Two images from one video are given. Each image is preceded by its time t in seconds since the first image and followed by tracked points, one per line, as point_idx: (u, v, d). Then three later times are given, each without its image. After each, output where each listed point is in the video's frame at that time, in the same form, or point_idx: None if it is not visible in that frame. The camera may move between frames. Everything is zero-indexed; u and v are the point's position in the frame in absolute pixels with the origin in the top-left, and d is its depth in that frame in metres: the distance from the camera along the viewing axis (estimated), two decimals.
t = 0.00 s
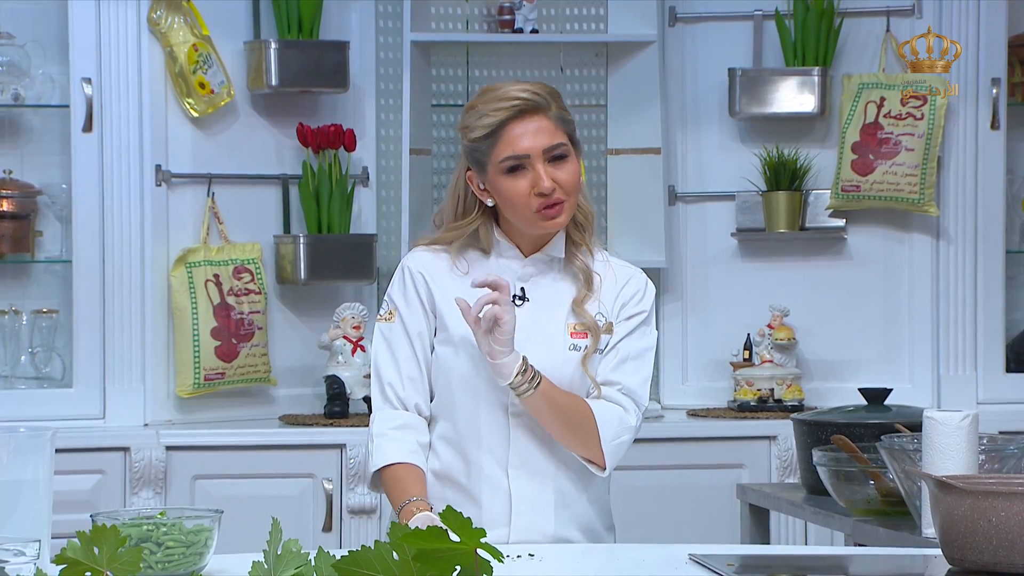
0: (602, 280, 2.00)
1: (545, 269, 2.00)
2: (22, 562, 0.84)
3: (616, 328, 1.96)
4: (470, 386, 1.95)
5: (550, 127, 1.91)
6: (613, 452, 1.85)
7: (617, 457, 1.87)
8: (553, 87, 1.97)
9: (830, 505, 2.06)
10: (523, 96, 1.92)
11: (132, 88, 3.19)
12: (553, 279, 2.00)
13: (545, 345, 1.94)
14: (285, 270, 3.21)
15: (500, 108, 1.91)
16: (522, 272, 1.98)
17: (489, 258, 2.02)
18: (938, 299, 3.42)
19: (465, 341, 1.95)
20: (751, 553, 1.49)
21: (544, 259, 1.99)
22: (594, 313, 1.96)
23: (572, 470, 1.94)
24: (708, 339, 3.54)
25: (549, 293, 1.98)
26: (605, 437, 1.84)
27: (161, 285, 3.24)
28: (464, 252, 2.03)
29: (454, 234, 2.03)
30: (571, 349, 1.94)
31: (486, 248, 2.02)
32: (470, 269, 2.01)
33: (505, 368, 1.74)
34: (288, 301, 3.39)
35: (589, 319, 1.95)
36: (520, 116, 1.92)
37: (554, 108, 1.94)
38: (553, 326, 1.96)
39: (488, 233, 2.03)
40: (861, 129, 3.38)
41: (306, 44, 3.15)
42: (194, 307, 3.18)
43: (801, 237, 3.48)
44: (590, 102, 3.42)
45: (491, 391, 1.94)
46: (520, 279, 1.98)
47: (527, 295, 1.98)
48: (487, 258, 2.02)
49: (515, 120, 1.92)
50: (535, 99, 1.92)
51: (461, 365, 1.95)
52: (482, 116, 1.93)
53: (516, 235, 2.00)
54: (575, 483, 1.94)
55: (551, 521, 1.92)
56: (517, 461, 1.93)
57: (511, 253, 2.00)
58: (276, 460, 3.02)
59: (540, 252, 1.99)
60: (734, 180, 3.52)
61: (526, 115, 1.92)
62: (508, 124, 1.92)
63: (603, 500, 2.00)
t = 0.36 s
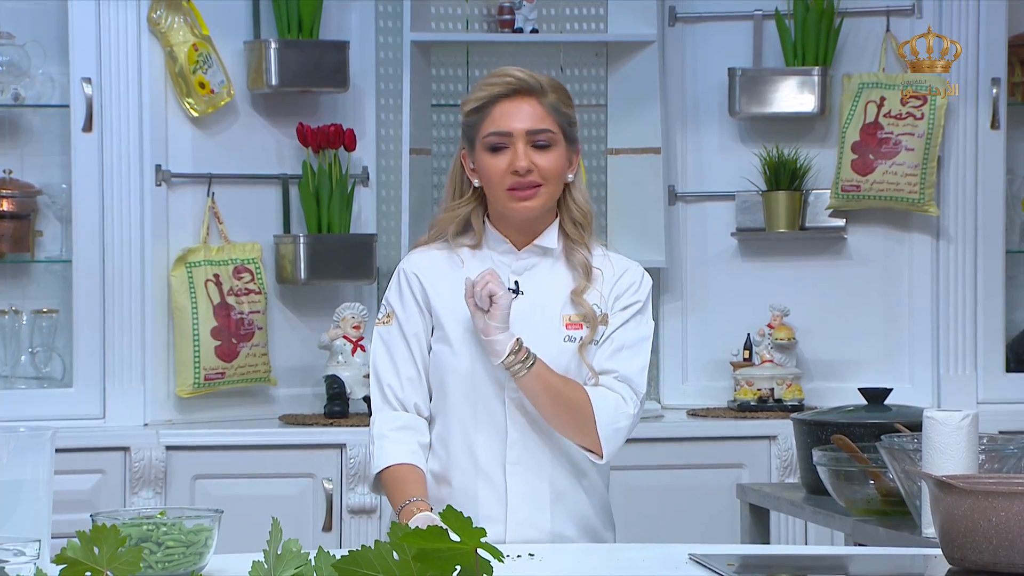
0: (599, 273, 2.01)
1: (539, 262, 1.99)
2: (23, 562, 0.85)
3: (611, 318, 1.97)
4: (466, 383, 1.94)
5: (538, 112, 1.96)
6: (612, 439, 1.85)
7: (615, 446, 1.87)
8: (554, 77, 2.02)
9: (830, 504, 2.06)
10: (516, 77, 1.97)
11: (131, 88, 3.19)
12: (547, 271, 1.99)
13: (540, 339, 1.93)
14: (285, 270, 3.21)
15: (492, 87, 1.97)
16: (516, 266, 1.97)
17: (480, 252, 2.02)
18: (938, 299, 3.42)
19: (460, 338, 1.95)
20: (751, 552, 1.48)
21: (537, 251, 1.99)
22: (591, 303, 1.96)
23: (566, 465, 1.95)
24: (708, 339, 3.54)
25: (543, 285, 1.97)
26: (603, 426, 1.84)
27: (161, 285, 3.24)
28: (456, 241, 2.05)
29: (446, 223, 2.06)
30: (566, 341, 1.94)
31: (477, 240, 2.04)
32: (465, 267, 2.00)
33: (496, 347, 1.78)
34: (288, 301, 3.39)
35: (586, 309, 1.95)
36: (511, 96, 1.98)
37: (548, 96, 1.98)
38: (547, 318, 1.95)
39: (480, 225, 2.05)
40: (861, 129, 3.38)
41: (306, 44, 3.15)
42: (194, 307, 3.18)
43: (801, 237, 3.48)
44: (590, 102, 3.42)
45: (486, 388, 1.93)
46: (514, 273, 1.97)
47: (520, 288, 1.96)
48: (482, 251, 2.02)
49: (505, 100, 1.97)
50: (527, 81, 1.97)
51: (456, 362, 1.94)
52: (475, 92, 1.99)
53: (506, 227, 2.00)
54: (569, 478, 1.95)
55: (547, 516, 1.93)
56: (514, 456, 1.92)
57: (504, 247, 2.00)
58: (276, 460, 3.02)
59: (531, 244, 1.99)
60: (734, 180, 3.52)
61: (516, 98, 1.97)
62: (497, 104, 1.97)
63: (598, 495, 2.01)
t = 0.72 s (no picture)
0: (579, 271, 2.00)
1: (523, 261, 2.00)
2: (23, 562, 0.85)
3: (598, 310, 1.96)
4: (456, 386, 1.95)
5: (505, 125, 1.95)
6: (604, 427, 1.82)
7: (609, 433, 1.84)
8: (533, 88, 1.99)
9: (830, 504, 2.06)
10: (488, 89, 1.95)
11: (131, 88, 3.19)
12: (530, 271, 2.00)
13: (523, 337, 1.95)
14: (285, 270, 3.21)
15: (464, 96, 1.97)
16: (499, 267, 1.99)
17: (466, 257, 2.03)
18: (938, 298, 3.42)
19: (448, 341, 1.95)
20: (751, 552, 1.48)
21: (521, 251, 2.00)
22: (571, 302, 1.96)
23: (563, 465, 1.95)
24: (708, 339, 3.54)
25: (527, 284, 1.98)
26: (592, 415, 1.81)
27: (161, 285, 3.24)
28: (445, 247, 2.06)
29: (437, 222, 2.08)
30: (550, 336, 1.96)
31: (464, 245, 2.04)
32: (456, 272, 2.01)
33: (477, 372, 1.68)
34: (287, 300, 3.39)
35: (565, 310, 1.95)
36: (483, 107, 1.97)
37: (519, 109, 1.96)
38: (531, 317, 1.96)
39: (468, 229, 2.05)
40: (861, 129, 3.38)
41: (306, 44, 3.15)
42: (194, 307, 3.18)
43: (801, 237, 3.48)
44: (590, 102, 3.42)
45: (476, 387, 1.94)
46: (497, 273, 1.99)
47: (505, 288, 1.98)
48: (465, 258, 2.03)
49: (475, 111, 1.97)
50: (499, 93, 1.95)
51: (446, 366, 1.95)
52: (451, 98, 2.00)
53: (490, 232, 2.02)
54: (568, 475, 1.95)
55: (543, 513, 1.93)
56: (505, 455, 1.93)
57: (487, 250, 2.01)
58: (276, 459, 3.02)
59: (513, 244, 2.01)
60: (734, 180, 3.52)
61: (487, 108, 1.97)
62: (469, 113, 1.98)
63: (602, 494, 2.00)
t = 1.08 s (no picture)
0: (575, 271, 2.00)
1: (518, 261, 2.01)
2: (23, 562, 0.85)
3: (597, 307, 1.96)
4: (455, 388, 1.95)
5: (504, 126, 1.95)
6: (609, 418, 1.82)
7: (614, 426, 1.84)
8: (534, 92, 1.99)
9: (830, 504, 2.06)
10: (490, 90, 1.96)
11: (131, 88, 3.19)
12: (525, 271, 2.00)
13: (521, 337, 1.95)
14: (285, 270, 3.21)
15: (465, 95, 1.97)
16: (494, 268, 2.00)
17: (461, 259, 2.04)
18: (938, 298, 3.42)
19: (445, 343, 1.96)
20: (751, 552, 1.48)
21: (516, 251, 2.01)
22: (568, 301, 1.96)
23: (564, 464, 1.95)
24: (708, 339, 3.54)
25: (523, 284, 1.99)
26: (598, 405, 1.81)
27: (161, 285, 3.24)
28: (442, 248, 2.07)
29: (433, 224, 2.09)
30: (549, 335, 1.96)
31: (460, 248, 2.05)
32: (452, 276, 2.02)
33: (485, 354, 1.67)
34: (288, 300, 3.39)
35: (561, 310, 1.95)
36: (483, 107, 1.96)
37: (519, 111, 1.96)
38: (528, 317, 1.97)
39: (462, 231, 2.06)
40: (861, 129, 3.38)
41: (306, 43, 3.15)
42: (194, 306, 3.18)
43: (801, 236, 3.48)
44: (590, 102, 3.42)
45: (473, 387, 1.94)
46: (493, 275, 1.99)
47: (500, 288, 1.98)
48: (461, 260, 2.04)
49: (476, 110, 1.96)
50: (501, 94, 1.95)
51: (444, 368, 1.96)
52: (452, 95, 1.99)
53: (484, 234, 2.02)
54: (568, 473, 1.95)
55: (547, 513, 1.92)
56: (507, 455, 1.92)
57: (483, 253, 2.03)
58: (276, 459, 3.02)
59: (509, 244, 2.01)
60: (734, 179, 3.52)
61: (488, 109, 1.96)
62: (469, 112, 1.97)
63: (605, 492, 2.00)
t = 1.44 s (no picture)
0: (577, 275, 1.98)
1: (520, 262, 2.00)
2: (23, 562, 0.85)
3: (599, 310, 1.95)
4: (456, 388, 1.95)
5: (511, 122, 1.96)
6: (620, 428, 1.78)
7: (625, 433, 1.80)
8: (544, 91, 2.01)
9: (830, 505, 2.06)
10: (500, 84, 1.97)
11: (132, 88, 3.19)
12: (526, 272, 1.99)
13: (520, 341, 1.96)
14: (285, 270, 3.21)
15: (474, 88, 1.99)
16: (496, 269, 1.99)
17: (464, 257, 2.04)
18: (939, 298, 3.42)
19: (448, 341, 1.96)
20: (751, 552, 1.48)
21: (518, 251, 2.01)
22: (569, 305, 1.95)
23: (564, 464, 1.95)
24: (708, 339, 3.54)
25: (524, 286, 1.98)
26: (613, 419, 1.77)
27: (161, 285, 3.24)
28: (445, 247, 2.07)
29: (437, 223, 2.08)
30: (545, 341, 1.96)
31: (463, 246, 2.05)
32: (456, 273, 2.02)
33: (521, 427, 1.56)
34: (288, 301, 3.39)
35: (561, 315, 1.95)
36: (492, 101, 1.98)
37: (527, 107, 1.98)
38: (527, 320, 1.96)
39: (466, 230, 2.05)
40: (861, 129, 3.38)
41: (306, 44, 3.15)
42: (194, 306, 3.18)
43: (801, 237, 3.48)
44: (590, 102, 3.42)
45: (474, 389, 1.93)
46: (495, 275, 1.99)
47: (502, 289, 1.99)
48: (463, 258, 2.04)
49: (484, 104, 1.98)
50: (509, 89, 1.97)
51: (445, 366, 1.96)
52: (462, 89, 2.02)
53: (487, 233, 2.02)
54: (570, 475, 1.95)
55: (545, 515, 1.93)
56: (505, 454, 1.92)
57: (484, 251, 2.01)
58: (276, 459, 3.02)
59: (511, 244, 2.01)
60: (735, 179, 3.52)
61: (496, 103, 1.98)
62: (477, 106, 1.99)
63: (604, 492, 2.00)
